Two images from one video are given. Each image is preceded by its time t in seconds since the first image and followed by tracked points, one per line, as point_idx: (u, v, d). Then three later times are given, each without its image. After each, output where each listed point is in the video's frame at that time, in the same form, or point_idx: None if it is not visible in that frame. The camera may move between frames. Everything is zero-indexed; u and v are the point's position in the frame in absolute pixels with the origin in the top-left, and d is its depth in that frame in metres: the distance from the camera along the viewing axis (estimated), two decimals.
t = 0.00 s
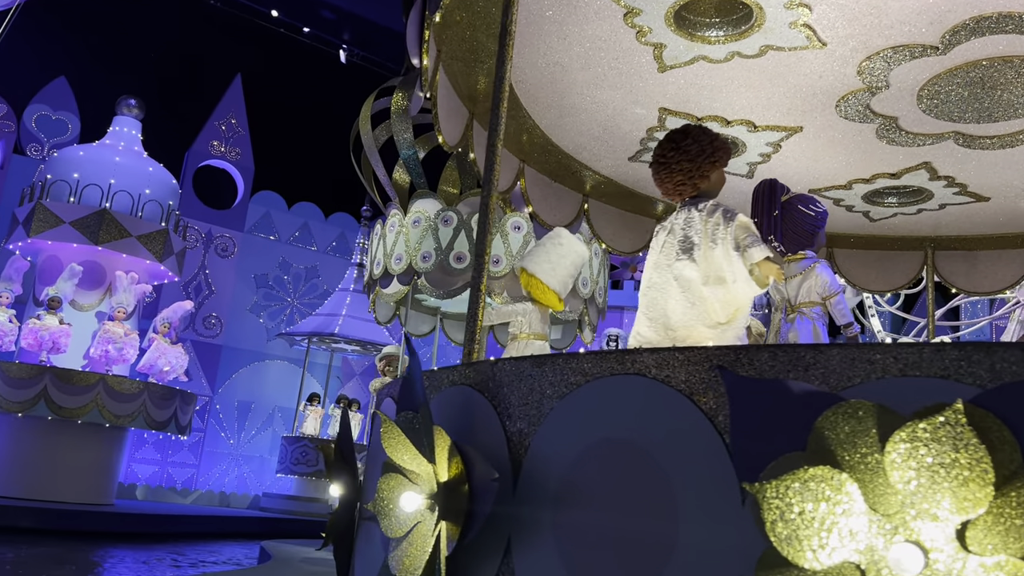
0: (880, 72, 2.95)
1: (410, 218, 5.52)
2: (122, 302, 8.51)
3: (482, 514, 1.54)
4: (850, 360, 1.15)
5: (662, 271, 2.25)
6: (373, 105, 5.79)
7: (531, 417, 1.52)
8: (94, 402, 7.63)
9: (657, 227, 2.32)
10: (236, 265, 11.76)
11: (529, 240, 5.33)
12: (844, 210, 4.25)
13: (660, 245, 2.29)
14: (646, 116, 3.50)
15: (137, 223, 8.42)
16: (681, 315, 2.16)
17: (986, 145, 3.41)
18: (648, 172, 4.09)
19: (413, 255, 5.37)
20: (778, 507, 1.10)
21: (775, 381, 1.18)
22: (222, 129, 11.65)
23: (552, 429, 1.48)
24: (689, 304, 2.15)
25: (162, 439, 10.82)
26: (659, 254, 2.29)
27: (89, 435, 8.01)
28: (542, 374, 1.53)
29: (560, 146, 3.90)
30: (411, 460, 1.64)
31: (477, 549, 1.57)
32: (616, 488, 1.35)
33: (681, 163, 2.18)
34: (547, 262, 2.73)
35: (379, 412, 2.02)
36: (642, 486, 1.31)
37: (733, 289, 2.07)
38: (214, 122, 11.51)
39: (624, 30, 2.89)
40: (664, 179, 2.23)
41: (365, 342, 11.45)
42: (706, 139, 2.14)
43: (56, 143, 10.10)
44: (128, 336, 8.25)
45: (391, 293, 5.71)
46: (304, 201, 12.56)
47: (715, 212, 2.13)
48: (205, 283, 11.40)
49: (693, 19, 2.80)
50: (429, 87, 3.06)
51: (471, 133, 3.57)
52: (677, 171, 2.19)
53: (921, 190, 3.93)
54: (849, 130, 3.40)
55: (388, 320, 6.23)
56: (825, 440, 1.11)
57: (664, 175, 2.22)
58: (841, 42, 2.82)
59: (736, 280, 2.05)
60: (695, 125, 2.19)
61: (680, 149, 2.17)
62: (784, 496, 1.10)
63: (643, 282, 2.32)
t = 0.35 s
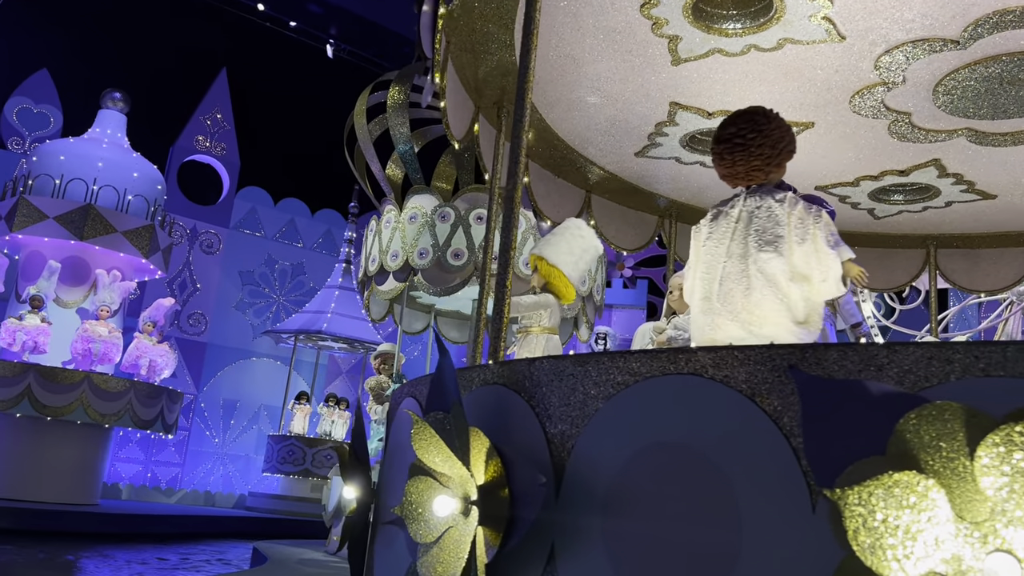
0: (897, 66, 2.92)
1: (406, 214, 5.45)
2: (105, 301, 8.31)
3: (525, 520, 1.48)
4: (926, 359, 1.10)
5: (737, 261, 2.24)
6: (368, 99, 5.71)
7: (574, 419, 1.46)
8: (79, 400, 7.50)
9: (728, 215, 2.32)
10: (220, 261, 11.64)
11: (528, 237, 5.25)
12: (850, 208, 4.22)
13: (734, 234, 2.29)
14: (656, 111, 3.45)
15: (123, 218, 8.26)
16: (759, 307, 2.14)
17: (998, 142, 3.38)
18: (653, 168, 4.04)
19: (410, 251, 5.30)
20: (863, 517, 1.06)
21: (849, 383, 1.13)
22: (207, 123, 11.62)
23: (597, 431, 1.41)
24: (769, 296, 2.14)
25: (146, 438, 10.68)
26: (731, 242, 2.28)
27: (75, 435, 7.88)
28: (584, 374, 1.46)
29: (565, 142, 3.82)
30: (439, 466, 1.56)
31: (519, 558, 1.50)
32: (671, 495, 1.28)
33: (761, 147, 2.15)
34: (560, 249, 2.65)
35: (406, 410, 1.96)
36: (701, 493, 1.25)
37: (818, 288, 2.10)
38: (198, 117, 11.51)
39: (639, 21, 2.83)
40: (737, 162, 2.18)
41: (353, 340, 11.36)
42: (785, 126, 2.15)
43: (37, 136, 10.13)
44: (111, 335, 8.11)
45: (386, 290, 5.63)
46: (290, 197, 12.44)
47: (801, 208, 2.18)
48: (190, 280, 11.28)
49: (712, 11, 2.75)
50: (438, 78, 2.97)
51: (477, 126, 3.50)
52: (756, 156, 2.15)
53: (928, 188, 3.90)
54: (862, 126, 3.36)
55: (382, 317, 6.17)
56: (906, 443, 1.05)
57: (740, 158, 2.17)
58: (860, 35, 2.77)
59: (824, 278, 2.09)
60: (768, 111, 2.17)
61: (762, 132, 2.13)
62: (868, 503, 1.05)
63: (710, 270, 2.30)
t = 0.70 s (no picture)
0: (913, 61, 2.88)
1: (402, 210, 5.35)
2: (92, 296, 8.19)
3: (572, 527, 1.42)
4: (1008, 358, 1.06)
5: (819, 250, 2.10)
6: (363, 92, 5.59)
7: (619, 419, 1.40)
8: (64, 398, 7.35)
9: (806, 200, 2.16)
10: (205, 257, 11.52)
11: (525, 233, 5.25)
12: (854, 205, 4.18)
13: (813, 222, 2.14)
14: (665, 105, 3.39)
15: (108, 213, 8.12)
16: (850, 301, 2.01)
17: (1008, 139, 3.36)
18: (658, 164, 3.98)
19: (406, 247, 5.20)
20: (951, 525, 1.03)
21: (930, 385, 1.10)
22: (192, 118, 11.45)
23: (646, 432, 1.35)
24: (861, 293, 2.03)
25: (129, 437, 10.53)
26: (808, 230, 2.14)
27: (58, 434, 7.73)
28: (628, 372, 1.40)
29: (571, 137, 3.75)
30: (466, 466, 1.51)
31: (563, 567, 1.43)
32: (730, 499, 1.23)
33: (848, 132, 2.06)
34: (576, 236, 3.30)
35: (434, 409, 1.89)
36: (764, 498, 1.20)
37: (899, 288, 2.06)
38: (183, 111, 11.34)
39: (655, 13, 2.77)
40: (824, 144, 2.06)
41: (340, 337, 11.26)
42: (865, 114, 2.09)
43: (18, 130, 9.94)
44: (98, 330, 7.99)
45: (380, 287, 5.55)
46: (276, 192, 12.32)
47: (883, 204, 2.12)
48: (174, 276, 11.14)
49: (729, 3, 2.69)
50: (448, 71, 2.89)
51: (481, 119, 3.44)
52: (842, 138, 2.07)
53: (934, 185, 3.87)
54: (873, 121, 3.32)
55: (375, 314, 6.10)
56: (994, 447, 1.02)
57: (830, 139, 2.05)
58: (879, 28, 2.73)
59: (906, 280, 2.06)
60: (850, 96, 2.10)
61: (851, 116, 2.05)
62: (955, 510, 1.03)
63: (787, 259, 2.15)
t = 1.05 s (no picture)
0: (931, 54, 2.86)
1: (397, 205, 5.28)
2: (76, 292, 7.98)
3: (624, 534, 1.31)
4: None
5: (913, 241, 1.98)
6: (358, 85, 5.53)
7: (670, 421, 1.33)
8: (47, 396, 7.19)
9: (906, 185, 2.03)
10: (190, 253, 11.37)
11: (523, 230, 5.18)
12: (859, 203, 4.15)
13: (910, 209, 2.02)
14: (675, 99, 3.34)
15: (93, 208, 7.98)
16: (955, 295, 1.93)
17: (1020, 136, 3.33)
18: (663, 160, 3.92)
19: (402, 244, 5.11)
20: None
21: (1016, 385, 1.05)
22: (177, 112, 11.32)
23: (702, 434, 1.28)
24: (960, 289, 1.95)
25: (113, 435, 10.37)
26: (902, 218, 2.02)
27: (42, 433, 7.58)
28: (680, 371, 1.33)
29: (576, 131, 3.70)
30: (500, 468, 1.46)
31: None
32: (797, 505, 1.16)
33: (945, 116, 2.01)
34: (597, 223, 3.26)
35: (460, 409, 1.84)
36: (833, 505, 1.14)
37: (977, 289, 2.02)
38: (167, 105, 11.21)
39: (672, 4, 2.72)
40: (925, 125, 1.99)
41: (327, 335, 11.15)
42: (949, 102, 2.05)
43: None
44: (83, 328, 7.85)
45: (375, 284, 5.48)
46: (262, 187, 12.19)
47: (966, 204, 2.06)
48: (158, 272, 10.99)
49: None
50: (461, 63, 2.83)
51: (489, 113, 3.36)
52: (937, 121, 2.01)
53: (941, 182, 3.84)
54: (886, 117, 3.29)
55: (369, 312, 6.02)
56: None
57: (932, 121, 1.99)
58: (900, 21, 2.69)
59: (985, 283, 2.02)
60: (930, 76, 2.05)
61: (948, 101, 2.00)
62: None
63: (878, 247, 2.01)
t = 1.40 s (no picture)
0: (950, 49, 2.83)
1: (394, 200, 5.20)
2: (59, 289, 7.86)
3: (681, 541, 1.23)
4: None
5: None
6: (353, 78, 5.43)
7: (727, 421, 1.27)
8: (31, 394, 7.01)
9: None
10: (175, 249, 11.23)
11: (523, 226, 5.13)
12: (864, 200, 4.13)
13: None
14: (687, 92, 3.28)
15: (78, 202, 7.84)
16: None
17: None
18: (668, 155, 3.88)
19: (399, 239, 5.04)
20: None
21: None
22: (161, 106, 11.19)
23: (763, 435, 1.23)
24: None
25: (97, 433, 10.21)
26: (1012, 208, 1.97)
27: (26, 431, 7.44)
28: (738, 369, 1.28)
29: (582, 124, 3.65)
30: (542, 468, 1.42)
31: None
32: (870, 508, 1.11)
33: None
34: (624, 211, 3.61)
35: (491, 408, 1.77)
36: (910, 510, 1.08)
37: None
38: (152, 98, 11.07)
39: None
40: None
41: (314, 333, 11.03)
42: None
43: None
44: (65, 325, 7.72)
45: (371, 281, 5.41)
46: (248, 183, 12.07)
47: None
48: (142, 268, 10.83)
49: None
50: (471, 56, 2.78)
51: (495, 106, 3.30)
52: None
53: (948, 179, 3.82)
54: (899, 112, 3.25)
55: (362, 308, 5.93)
56: None
57: None
58: (921, 14, 2.65)
59: None
60: None
61: None
62: None
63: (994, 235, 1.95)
